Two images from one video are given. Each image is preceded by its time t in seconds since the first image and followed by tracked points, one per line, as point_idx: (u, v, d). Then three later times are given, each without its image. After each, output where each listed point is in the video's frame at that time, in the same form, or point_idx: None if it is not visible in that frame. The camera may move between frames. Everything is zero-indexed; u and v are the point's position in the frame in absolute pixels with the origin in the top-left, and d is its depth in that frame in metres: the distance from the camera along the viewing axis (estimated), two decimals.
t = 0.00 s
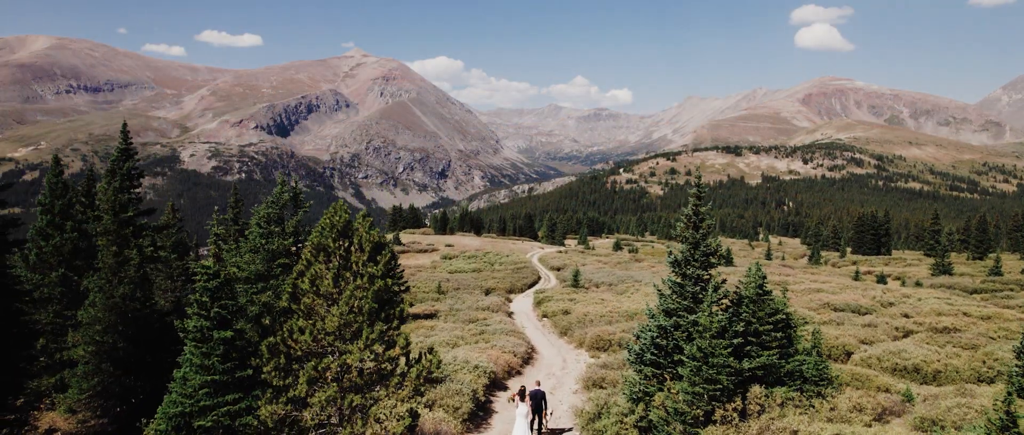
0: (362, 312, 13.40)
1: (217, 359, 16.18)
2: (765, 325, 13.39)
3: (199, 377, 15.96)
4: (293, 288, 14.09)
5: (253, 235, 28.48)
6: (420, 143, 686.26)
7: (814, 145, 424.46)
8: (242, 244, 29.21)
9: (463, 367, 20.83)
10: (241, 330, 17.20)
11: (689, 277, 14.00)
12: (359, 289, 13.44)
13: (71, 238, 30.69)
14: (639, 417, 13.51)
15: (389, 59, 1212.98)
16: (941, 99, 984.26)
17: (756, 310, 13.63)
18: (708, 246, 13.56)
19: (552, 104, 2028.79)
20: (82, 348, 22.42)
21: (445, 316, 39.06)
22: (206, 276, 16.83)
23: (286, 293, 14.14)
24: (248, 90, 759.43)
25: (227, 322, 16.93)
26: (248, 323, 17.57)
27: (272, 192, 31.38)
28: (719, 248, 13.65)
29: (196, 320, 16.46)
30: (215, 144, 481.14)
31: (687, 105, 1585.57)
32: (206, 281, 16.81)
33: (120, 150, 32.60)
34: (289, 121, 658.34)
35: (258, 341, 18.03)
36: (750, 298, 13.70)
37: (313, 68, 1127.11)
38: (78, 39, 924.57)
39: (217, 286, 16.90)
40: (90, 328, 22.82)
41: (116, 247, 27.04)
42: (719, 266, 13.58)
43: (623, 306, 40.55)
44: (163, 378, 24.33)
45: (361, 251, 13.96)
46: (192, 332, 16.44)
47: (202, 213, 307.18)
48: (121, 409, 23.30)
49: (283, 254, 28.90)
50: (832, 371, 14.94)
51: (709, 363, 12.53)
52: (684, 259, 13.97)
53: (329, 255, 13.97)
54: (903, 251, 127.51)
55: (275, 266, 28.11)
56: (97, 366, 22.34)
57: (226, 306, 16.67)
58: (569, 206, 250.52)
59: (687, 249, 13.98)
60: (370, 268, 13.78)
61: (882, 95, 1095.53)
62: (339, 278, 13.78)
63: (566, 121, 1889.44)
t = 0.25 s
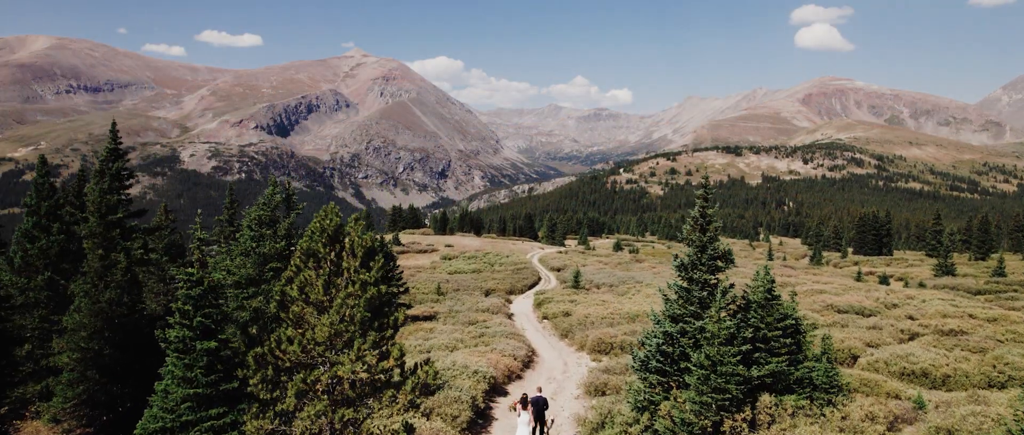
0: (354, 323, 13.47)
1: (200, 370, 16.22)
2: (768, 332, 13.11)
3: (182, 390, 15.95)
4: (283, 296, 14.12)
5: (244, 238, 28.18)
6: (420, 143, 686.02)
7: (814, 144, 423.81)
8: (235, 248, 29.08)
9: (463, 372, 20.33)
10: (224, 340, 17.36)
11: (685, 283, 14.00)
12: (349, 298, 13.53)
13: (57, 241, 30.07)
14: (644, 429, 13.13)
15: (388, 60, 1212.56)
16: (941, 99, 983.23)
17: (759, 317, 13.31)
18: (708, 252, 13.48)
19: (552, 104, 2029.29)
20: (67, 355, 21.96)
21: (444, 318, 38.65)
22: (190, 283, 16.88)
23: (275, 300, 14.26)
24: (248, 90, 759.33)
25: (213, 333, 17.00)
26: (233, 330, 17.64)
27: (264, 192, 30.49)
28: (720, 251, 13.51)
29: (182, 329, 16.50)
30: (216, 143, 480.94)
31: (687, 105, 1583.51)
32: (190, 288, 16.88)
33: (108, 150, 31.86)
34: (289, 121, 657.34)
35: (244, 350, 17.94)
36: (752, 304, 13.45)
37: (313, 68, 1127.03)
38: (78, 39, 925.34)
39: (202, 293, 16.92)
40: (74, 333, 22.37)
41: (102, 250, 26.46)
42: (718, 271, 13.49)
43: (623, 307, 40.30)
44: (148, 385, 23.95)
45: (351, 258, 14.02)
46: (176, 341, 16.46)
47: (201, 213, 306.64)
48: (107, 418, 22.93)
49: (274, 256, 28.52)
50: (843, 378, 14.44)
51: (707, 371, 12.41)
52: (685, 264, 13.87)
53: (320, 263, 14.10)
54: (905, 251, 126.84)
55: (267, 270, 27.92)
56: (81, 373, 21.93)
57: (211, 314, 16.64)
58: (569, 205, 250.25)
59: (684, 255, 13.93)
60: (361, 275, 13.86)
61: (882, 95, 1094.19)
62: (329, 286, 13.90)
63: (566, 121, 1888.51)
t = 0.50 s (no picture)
0: (344, 331, 13.34)
1: (180, 385, 16.18)
2: (770, 339, 12.83)
3: (162, 405, 15.85)
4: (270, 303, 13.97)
5: (236, 242, 27.93)
6: (420, 143, 685.87)
7: (814, 145, 423.61)
8: (227, 251, 28.80)
9: (461, 377, 20.04)
10: (207, 353, 17.47)
11: (685, 288, 13.79)
12: (340, 305, 13.43)
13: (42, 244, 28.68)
14: None
15: (388, 59, 1212.36)
16: (942, 99, 982.86)
17: (760, 324, 13.09)
18: (705, 258, 13.42)
19: (552, 104, 2028.68)
20: (49, 364, 21.75)
21: (444, 320, 38.23)
22: (170, 291, 16.81)
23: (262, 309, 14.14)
24: (248, 90, 759.50)
25: (196, 345, 17.07)
26: (216, 340, 17.59)
27: (255, 196, 29.80)
28: (723, 253, 13.36)
29: (163, 338, 16.52)
30: (215, 144, 480.79)
31: (687, 105, 1582.14)
32: (169, 297, 16.82)
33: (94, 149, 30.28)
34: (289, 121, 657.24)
35: (230, 360, 17.91)
36: (755, 312, 13.17)
37: (313, 68, 1126.96)
38: (78, 39, 926.20)
39: (182, 302, 16.87)
40: (58, 340, 22.08)
41: (88, 253, 24.99)
42: (714, 278, 13.37)
43: (623, 309, 40.03)
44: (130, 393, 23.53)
45: (343, 265, 13.92)
46: (157, 351, 16.51)
47: (202, 214, 306.67)
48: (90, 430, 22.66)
49: (265, 261, 28.06)
50: (854, 385, 14.08)
51: (713, 383, 12.22)
52: (687, 271, 13.67)
53: (311, 271, 13.95)
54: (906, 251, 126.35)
55: (258, 274, 27.36)
56: (64, 382, 21.69)
57: (190, 326, 16.62)
58: (569, 205, 249.93)
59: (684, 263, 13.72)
60: (354, 283, 13.73)
61: (883, 95, 1092.51)
62: (317, 294, 13.79)
63: (566, 121, 1885.49)
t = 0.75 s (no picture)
0: (333, 342, 12.88)
1: (157, 401, 15.91)
2: (775, 345, 12.61)
3: (136, 424, 15.44)
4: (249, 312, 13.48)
5: (224, 246, 27.55)
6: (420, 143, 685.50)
7: (815, 145, 422.79)
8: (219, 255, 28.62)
9: (460, 383, 19.61)
10: (188, 367, 17.23)
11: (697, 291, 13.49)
12: (332, 315, 13.12)
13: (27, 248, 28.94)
14: None
15: (388, 60, 1211.97)
16: (942, 99, 981.59)
17: (769, 327, 12.79)
18: (716, 262, 13.07)
19: (552, 104, 2027.58)
20: (31, 373, 20.63)
21: (443, 322, 37.73)
22: (146, 303, 16.44)
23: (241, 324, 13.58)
24: (248, 90, 759.43)
25: (177, 359, 16.88)
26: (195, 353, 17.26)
27: (245, 196, 29.41)
28: (733, 243, 12.97)
29: (144, 351, 16.32)
30: (215, 144, 480.69)
31: (687, 105, 1581.29)
32: (147, 308, 16.45)
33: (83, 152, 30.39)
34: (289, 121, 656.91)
35: (212, 372, 17.57)
36: (764, 319, 12.87)
37: (313, 68, 1127.05)
38: (78, 39, 926.76)
39: (161, 313, 16.59)
40: (41, 348, 21.08)
41: (71, 258, 24.44)
42: (727, 288, 12.87)
43: (625, 312, 39.63)
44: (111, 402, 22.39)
45: (334, 272, 13.55)
46: (133, 367, 16.16)
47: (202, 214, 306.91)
48: None
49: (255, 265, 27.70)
50: (864, 393, 13.71)
51: (726, 392, 11.89)
52: (696, 274, 13.29)
53: (296, 279, 13.42)
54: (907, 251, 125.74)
55: (247, 280, 27.03)
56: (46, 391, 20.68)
57: (166, 342, 16.28)
58: (569, 206, 249.68)
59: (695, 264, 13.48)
60: (344, 293, 13.23)
61: (883, 95, 1091.65)
62: (302, 307, 13.23)
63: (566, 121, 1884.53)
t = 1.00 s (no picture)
0: (325, 347, 12.64)
1: (129, 420, 15.50)
2: (776, 351, 12.34)
3: None
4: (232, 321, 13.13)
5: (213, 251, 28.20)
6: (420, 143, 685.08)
7: (815, 145, 422.70)
8: (209, 258, 28.56)
9: (457, 389, 19.23)
10: (166, 381, 16.74)
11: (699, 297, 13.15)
12: (321, 323, 12.74)
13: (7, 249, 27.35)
14: None
15: (388, 59, 1211.59)
16: (942, 99, 981.49)
17: (771, 336, 12.51)
18: (720, 267, 12.73)
19: (552, 104, 2026.23)
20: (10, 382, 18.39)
21: (442, 325, 37.21)
22: (120, 315, 16.01)
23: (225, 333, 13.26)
24: (248, 90, 759.00)
25: (151, 373, 16.38)
26: (174, 367, 16.76)
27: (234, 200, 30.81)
28: (737, 244, 12.67)
29: (115, 365, 15.72)
30: (215, 144, 480.21)
31: (687, 105, 1580.88)
32: (120, 319, 15.92)
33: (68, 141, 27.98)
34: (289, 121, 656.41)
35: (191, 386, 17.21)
36: (768, 327, 12.58)
37: (313, 68, 1126.58)
38: (78, 39, 925.97)
39: (136, 323, 16.09)
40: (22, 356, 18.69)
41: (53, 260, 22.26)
42: (729, 293, 12.53)
43: (625, 313, 39.28)
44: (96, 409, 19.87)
45: (323, 275, 13.31)
46: (105, 382, 15.60)
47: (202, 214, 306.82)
48: None
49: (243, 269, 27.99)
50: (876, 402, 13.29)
51: (731, 402, 11.48)
52: (702, 278, 12.91)
53: (280, 288, 12.97)
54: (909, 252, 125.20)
55: (235, 285, 27.25)
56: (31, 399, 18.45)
57: (142, 353, 15.85)
58: (569, 206, 249.16)
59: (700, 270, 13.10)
60: (333, 302, 12.95)
61: (882, 95, 1092.13)
62: (289, 314, 12.83)
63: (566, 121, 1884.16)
